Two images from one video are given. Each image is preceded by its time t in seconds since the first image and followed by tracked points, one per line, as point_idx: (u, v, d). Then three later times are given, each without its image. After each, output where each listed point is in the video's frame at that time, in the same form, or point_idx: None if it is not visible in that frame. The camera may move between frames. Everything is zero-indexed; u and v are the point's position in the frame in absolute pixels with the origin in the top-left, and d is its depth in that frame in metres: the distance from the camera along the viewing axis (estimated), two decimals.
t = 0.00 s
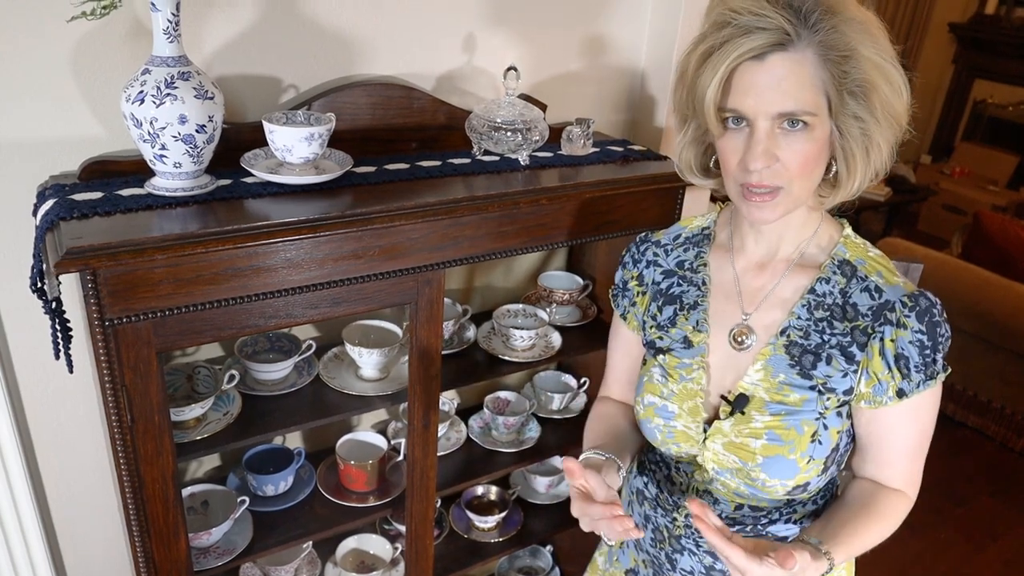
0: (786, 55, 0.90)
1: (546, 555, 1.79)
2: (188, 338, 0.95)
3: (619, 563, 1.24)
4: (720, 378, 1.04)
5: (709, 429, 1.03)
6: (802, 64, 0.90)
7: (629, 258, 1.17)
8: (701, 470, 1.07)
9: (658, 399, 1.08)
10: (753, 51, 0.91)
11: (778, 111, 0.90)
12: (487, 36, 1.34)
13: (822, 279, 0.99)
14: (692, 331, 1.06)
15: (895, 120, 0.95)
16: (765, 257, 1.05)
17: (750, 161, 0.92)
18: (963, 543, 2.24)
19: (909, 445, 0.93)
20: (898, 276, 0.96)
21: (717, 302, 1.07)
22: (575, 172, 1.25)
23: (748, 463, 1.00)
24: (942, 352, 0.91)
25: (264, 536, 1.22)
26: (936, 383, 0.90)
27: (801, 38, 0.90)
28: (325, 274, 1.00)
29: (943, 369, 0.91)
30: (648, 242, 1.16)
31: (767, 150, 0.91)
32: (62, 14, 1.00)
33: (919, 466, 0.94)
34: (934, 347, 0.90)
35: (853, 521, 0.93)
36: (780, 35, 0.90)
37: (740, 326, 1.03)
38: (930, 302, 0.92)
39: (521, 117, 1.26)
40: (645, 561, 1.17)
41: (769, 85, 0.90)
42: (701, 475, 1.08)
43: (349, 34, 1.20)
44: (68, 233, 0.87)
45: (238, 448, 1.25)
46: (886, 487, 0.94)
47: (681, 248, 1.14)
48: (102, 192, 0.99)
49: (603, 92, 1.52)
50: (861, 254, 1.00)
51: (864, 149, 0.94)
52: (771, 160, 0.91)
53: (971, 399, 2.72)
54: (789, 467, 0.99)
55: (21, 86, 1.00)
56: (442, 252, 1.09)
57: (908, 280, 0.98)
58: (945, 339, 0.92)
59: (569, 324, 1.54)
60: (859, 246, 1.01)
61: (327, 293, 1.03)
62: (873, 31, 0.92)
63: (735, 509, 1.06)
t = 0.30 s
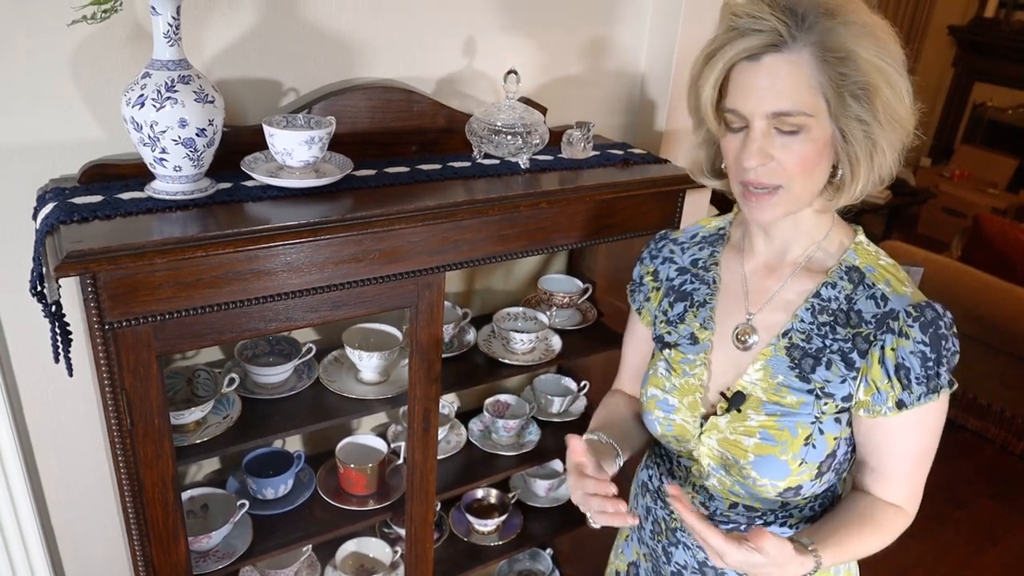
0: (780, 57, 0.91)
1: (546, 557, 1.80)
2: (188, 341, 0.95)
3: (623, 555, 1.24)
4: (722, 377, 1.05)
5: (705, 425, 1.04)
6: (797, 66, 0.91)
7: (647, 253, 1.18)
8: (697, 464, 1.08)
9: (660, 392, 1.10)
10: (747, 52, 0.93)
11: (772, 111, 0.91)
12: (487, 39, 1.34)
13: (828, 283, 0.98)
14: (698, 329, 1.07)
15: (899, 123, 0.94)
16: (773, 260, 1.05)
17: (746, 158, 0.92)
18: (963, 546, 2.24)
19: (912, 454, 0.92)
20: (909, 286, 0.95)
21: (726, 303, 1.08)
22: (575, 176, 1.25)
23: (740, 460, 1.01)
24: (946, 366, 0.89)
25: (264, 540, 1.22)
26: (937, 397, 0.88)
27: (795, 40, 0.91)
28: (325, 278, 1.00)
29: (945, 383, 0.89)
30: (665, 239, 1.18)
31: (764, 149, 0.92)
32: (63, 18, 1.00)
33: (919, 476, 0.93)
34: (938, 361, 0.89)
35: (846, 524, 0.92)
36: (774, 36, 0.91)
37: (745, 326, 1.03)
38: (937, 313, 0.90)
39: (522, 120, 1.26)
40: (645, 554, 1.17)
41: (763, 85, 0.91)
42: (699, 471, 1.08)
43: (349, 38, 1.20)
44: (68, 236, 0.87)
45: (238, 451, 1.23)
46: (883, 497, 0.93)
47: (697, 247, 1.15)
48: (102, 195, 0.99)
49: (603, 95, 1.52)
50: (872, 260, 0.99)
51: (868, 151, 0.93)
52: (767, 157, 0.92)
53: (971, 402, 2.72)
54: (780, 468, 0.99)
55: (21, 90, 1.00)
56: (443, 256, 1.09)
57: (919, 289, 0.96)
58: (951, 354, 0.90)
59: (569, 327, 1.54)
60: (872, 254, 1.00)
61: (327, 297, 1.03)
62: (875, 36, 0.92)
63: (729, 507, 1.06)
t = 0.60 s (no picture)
0: (806, 41, 0.92)
1: (545, 560, 1.80)
2: (188, 345, 0.95)
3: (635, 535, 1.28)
4: (716, 367, 1.07)
5: (688, 410, 1.08)
6: (819, 51, 0.90)
7: (691, 246, 1.24)
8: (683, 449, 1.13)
9: (662, 372, 1.15)
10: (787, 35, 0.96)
11: (787, 88, 0.93)
12: (487, 42, 1.34)
13: (832, 293, 0.97)
14: (710, 319, 1.11)
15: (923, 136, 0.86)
16: (789, 261, 1.06)
17: (752, 129, 0.95)
18: (963, 548, 2.24)
19: (893, 484, 0.87)
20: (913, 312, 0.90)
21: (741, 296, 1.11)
22: (575, 179, 1.25)
23: (710, 449, 1.06)
24: (927, 399, 0.85)
25: (263, 543, 1.22)
26: (912, 429, 0.85)
27: (828, 28, 0.91)
28: (324, 281, 1.00)
29: (924, 418, 0.85)
30: (711, 236, 1.23)
31: (774, 127, 0.93)
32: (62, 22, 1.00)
33: (898, 510, 0.88)
34: (916, 393, 0.85)
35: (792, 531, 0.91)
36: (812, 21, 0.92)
37: (748, 318, 1.05)
38: (931, 342, 0.87)
39: (520, 122, 1.26)
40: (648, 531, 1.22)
41: (787, 64, 0.94)
42: (683, 458, 1.14)
43: (349, 41, 1.20)
44: (67, 240, 0.87)
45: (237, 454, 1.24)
46: (851, 522, 0.90)
47: (736, 244, 1.19)
48: (101, 199, 0.99)
49: (603, 98, 1.53)
50: (886, 280, 0.95)
51: (877, 157, 0.87)
52: (771, 135, 0.93)
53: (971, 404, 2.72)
54: (742, 463, 1.02)
55: (20, 93, 1.00)
56: (442, 259, 1.09)
57: (930, 317, 0.91)
58: (934, 390, 0.85)
59: (569, 330, 1.54)
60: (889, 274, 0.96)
61: (326, 300, 1.02)
62: (920, 34, 0.85)
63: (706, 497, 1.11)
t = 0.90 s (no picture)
0: (829, 69, 0.92)
1: (545, 563, 1.79)
2: (188, 348, 0.95)
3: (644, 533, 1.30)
4: (729, 364, 1.11)
5: (693, 399, 1.12)
6: (840, 80, 0.90)
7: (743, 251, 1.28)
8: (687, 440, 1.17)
9: (683, 362, 1.20)
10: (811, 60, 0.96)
11: (809, 120, 0.93)
12: (486, 46, 1.34)
13: (843, 305, 0.96)
14: (740, 319, 1.16)
15: (947, 166, 0.85)
16: (817, 271, 1.08)
17: (777, 158, 0.96)
18: (962, 550, 2.24)
19: (856, 496, 0.85)
20: (916, 332, 0.87)
21: (769, 301, 1.15)
22: (574, 182, 1.25)
23: (698, 436, 1.09)
24: (901, 420, 0.83)
25: (263, 546, 1.22)
26: (880, 448, 0.84)
27: (851, 55, 0.90)
28: (324, 285, 1.00)
29: (896, 440, 0.83)
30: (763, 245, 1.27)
31: (797, 157, 0.95)
32: (63, 26, 1.00)
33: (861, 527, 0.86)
34: (890, 410, 0.83)
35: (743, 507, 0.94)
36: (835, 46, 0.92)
37: (766, 322, 1.08)
38: (921, 364, 0.84)
39: (519, 126, 1.26)
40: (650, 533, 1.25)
41: (809, 93, 0.94)
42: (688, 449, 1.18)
43: (349, 45, 1.21)
44: (67, 243, 0.87)
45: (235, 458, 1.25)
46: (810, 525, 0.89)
47: (783, 255, 1.23)
48: (101, 202, 0.99)
49: (602, 102, 1.53)
50: (902, 300, 0.92)
51: (899, 188, 0.87)
52: (796, 164, 0.95)
53: (970, 407, 2.72)
54: (722, 454, 1.03)
55: (20, 97, 1.00)
56: (441, 263, 1.10)
57: (936, 344, 0.87)
58: (912, 414, 0.83)
59: (568, 333, 1.53)
60: (907, 294, 0.93)
61: (326, 304, 1.03)
62: (946, 58, 0.84)
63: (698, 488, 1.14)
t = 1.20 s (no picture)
0: (835, 97, 0.92)
1: (544, 567, 1.76)
2: (187, 352, 0.95)
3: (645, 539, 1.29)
4: (744, 368, 1.14)
5: (703, 397, 1.14)
6: (846, 108, 0.90)
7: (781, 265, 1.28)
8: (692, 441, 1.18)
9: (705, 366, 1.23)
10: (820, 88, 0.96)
11: (821, 147, 0.93)
12: (486, 51, 1.35)
13: (856, 323, 0.96)
14: (763, 328, 1.18)
15: (957, 190, 0.84)
16: (839, 289, 1.08)
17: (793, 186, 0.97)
18: (962, 554, 2.25)
19: (841, 507, 0.84)
20: (921, 356, 0.86)
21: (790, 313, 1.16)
22: (573, 186, 1.26)
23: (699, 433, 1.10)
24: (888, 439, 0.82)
25: (262, 550, 1.22)
26: (862, 463, 0.83)
27: (857, 81, 0.90)
28: (323, 289, 1.00)
29: (880, 459, 0.82)
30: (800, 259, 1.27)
31: (812, 184, 0.94)
32: (64, 31, 1.00)
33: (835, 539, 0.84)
34: (878, 428, 0.83)
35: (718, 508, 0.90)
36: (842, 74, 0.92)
37: (781, 332, 1.10)
38: (917, 388, 0.83)
39: (519, 131, 1.27)
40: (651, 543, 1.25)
41: (820, 122, 0.94)
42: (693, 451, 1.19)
43: (349, 49, 1.21)
44: (68, 247, 0.87)
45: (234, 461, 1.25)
46: (779, 531, 0.87)
47: (814, 270, 1.22)
48: (102, 206, 0.99)
49: (601, 106, 1.53)
50: (917, 325, 0.91)
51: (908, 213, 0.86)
52: (811, 190, 0.95)
53: (969, 411, 2.72)
54: (716, 454, 1.05)
55: (20, 100, 1.01)
56: (441, 267, 1.10)
57: (942, 371, 0.85)
58: (899, 435, 0.82)
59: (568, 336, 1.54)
60: (924, 320, 0.92)
61: (326, 307, 1.03)
62: (953, 79, 0.84)
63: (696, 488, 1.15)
